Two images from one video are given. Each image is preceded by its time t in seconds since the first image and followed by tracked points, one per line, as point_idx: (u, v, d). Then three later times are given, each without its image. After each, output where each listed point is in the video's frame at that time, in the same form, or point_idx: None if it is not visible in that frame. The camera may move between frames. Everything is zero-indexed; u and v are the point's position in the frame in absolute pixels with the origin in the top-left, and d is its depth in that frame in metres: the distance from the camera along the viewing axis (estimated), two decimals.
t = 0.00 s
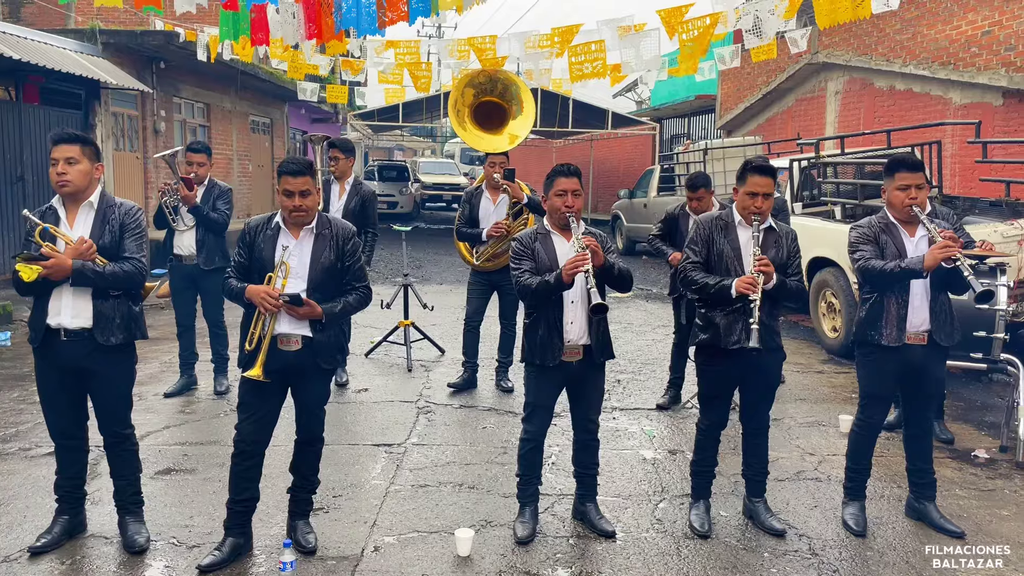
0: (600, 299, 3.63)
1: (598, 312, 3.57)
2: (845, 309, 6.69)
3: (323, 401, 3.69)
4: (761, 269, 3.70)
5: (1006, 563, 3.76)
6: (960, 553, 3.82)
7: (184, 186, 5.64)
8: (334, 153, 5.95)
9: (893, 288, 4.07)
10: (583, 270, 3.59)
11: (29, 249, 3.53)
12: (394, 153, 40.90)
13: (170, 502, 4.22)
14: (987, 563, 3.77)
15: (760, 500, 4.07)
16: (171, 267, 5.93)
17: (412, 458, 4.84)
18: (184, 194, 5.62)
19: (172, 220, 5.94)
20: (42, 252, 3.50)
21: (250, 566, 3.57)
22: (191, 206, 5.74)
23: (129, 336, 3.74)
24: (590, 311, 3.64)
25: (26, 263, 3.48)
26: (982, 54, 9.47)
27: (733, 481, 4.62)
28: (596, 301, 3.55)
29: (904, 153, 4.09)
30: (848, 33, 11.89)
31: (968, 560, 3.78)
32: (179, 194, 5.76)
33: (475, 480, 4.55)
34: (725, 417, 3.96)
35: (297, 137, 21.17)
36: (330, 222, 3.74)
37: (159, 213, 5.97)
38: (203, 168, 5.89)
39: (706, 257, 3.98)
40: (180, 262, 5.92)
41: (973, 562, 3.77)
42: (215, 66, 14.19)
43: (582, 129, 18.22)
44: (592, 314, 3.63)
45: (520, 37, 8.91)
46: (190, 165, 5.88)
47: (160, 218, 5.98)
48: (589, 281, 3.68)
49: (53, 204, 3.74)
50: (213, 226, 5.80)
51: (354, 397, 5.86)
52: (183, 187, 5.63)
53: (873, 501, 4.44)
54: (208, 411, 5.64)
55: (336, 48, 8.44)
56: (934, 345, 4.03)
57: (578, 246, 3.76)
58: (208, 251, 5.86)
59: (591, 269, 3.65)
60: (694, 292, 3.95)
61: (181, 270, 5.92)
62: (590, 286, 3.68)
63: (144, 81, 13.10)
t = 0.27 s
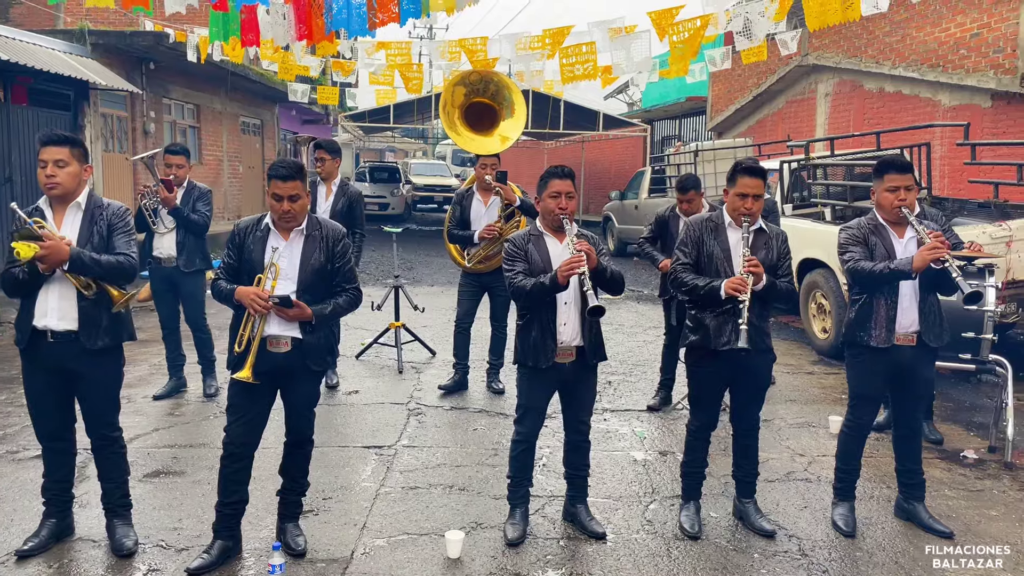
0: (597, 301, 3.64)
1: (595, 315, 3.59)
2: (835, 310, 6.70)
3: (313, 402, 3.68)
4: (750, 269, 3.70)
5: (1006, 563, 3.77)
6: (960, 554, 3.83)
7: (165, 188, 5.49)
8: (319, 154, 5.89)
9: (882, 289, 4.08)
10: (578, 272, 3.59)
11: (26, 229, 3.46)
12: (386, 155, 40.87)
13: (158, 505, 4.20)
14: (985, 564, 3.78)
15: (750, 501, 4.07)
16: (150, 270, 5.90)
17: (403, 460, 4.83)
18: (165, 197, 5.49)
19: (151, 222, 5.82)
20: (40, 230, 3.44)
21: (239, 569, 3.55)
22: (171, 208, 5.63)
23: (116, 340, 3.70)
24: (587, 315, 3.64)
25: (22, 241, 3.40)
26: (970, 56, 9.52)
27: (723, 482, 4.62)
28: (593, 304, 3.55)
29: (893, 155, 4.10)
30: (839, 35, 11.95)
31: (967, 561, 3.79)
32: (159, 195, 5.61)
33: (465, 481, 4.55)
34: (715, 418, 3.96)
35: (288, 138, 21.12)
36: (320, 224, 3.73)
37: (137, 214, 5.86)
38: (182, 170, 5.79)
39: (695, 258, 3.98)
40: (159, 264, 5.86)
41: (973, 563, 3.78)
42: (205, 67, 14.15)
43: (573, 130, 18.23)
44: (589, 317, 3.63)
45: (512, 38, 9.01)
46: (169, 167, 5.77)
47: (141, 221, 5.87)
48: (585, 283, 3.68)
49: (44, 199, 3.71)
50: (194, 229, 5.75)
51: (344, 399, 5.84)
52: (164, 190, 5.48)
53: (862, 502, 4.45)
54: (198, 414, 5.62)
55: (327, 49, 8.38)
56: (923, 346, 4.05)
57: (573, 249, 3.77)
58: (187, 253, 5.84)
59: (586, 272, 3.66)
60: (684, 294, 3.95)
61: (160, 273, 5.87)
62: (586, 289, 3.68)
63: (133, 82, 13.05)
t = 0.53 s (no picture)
0: (589, 307, 3.61)
1: (586, 322, 3.53)
2: (824, 310, 6.73)
3: (303, 404, 3.66)
4: (739, 271, 3.71)
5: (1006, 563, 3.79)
6: (961, 553, 3.84)
7: (148, 189, 5.46)
8: (302, 155, 5.93)
9: (871, 291, 4.09)
10: (570, 277, 3.57)
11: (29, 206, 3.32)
12: (377, 155, 40.81)
13: (147, 508, 4.18)
14: (986, 563, 3.79)
15: (740, 501, 4.09)
16: (134, 271, 5.82)
17: (393, 461, 4.82)
18: (148, 198, 5.44)
19: (134, 223, 5.78)
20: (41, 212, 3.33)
21: (228, 572, 3.54)
22: (154, 210, 5.59)
23: (105, 341, 3.69)
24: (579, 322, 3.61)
25: (21, 216, 3.23)
26: (958, 58, 9.57)
27: (713, 483, 4.63)
28: (586, 313, 3.50)
29: (881, 156, 4.12)
30: (828, 37, 12.01)
31: (969, 560, 3.80)
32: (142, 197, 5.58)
33: (456, 483, 4.54)
34: (705, 419, 3.97)
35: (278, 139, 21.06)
36: (309, 225, 3.72)
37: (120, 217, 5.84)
38: (164, 171, 5.75)
39: (685, 260, 4.00)
40: (143, 266, 5.77)
41: (974, 562, 3.80)
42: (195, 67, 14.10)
43: (564, 132, 18.26)
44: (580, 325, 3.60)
45: (503, 39, 8.92)
46: (151, 168, 5.72)
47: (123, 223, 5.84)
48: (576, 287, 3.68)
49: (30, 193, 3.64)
50: (178, 229, 5.71)
51: (334, 401, 5.83)
52: (146, 190, 5.44)
53: (851, 502, 4.46)
54: (187, 416, 5.59)
55: (317, 49, 8.38)
56: (912, 347, 4.07)
57: (564, 253, 3.75)
58: (171, 254, 5.79)
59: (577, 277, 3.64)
60: (674, 295, 3.97)
61: (144, 274, 5.81)
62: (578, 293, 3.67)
63: (122, 82, 12.99)
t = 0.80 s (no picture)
0: (577, 320, 3.61)
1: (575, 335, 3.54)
2: (813, 310, 6.76)
3: (292, 405, 3.66)
4: (728, 273, 3.71)
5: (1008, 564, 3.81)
6: (961, 553, 3.86)
7: (133, 189, 5.44)
8: (287, 155, 5.84)
9: (860, 292, 4.11)
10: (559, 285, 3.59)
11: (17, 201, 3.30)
12: (368, 156, 40.77)
13: (136, 510, 4.16)
14: (987, 563, 3.81)
15: (730, 501, 4.10)
16: (120, 272, 5.78)
17: (384, 462, 4.81)
18: (132, 197, 5.43)
19: (120, 223, 5.80)
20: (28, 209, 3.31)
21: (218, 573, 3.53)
22: (140, 209, 5.59)
23: (93, 342, 3.68)
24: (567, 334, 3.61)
25: (9, 209, 3.24)
26: (946, 60, 9.63)
27: (703, 482, 4.65)
28: (574, 325, 3.52)
29: (869, 157, 4.14)
30: (817, 38, 12.07)
31: (969, 560, 3.82)
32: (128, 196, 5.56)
33: (446, 483, 4.54)
34: (695, 418, 3.98)
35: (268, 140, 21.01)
36: (300, 227, 3.70)
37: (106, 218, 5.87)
38: (151, 171, 5.72)
39: (674, 261, 4.02)
40: (129, 267, 5.74)
41: (974, 562, 3.81)
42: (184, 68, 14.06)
43: (555, 133, 18.28)
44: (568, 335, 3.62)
45: (493, 40, 8.94)
46: (138, 168, 5.70)
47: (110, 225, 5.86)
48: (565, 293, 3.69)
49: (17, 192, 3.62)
50: (164, 230, 5.68)
51: (325, 402, 5.81)
52: (131, 190, 5.43)
53: (840, 501, 4.49)
54: (176, 418, 5.57)
55: (308, 50, 8.36)
56: (900, 347, 4.09)
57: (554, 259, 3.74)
58: (157, 255, 5.74)
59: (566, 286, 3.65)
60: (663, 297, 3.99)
61: (130, 275, 5.76)
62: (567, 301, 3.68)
63: (111, 83, 12.93)
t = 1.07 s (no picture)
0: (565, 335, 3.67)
1: (562, 349, 3.62)
2: (801, 311, 6.78)
3: (280, 408, 3.64)
4: (715, 280, 3.74)
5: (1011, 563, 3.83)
6: (961, 553, 3.87)
7: (118, 191, 5.39)
8: (271, 157, 5.83)
9: (847, 293, 4.13)
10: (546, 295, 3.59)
11: None
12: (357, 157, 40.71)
13: (123, 514, 4.14)
14: (987, 564, 3.82)
15: (719, 501, 4.11)
16: (105, 274, 5.77)
17: (373, 464, 4.80)
18: (118, 198, 5.41)
19: (105, 226, 5.77)
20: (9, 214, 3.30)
21: None
22: (125, 210, 5.52)
23: (79, 344, 3.64)
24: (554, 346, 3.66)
25: None
26: (933, 61, 9.68)
27: (692, 483, 4.65)
28: (560, 340, 3.59)
29: (857, 158, 4.16)
30: (805, 40, 12.12)
31: (968, 560, 3.83)
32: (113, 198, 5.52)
33: (436, 486, 4.53)
34: (684, 419, 3.98)
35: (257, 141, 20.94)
36: (289, 229, 3.69)
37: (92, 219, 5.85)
38: (137, 173, 5.70)
39: (662, 264, 4.03)
40: (114, 269, 5.72)
41: (974, 562, 3.82)
42: (172, 69, 13.99)
43: (545, 134, 18.29)
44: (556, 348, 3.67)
45: (483, 41, 8.93)
46: (124, 170, 5.67)
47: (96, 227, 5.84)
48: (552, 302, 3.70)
49: None
50: (149, 231, 5.63)
51: (314, 404, 5.79)
52: (117, 192, 5.40)
53: (828, 501, 4.50)
54: (164, 421, 5.53)
55: (296, 51, 8.35)
56: (888, 348, 4.11)
57: (542, 268, 3.76)
58: (142, 257, 5.69)
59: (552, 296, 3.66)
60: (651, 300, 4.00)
61: (115, 278, 5.74)
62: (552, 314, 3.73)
63: (99, 84, 12.85)
